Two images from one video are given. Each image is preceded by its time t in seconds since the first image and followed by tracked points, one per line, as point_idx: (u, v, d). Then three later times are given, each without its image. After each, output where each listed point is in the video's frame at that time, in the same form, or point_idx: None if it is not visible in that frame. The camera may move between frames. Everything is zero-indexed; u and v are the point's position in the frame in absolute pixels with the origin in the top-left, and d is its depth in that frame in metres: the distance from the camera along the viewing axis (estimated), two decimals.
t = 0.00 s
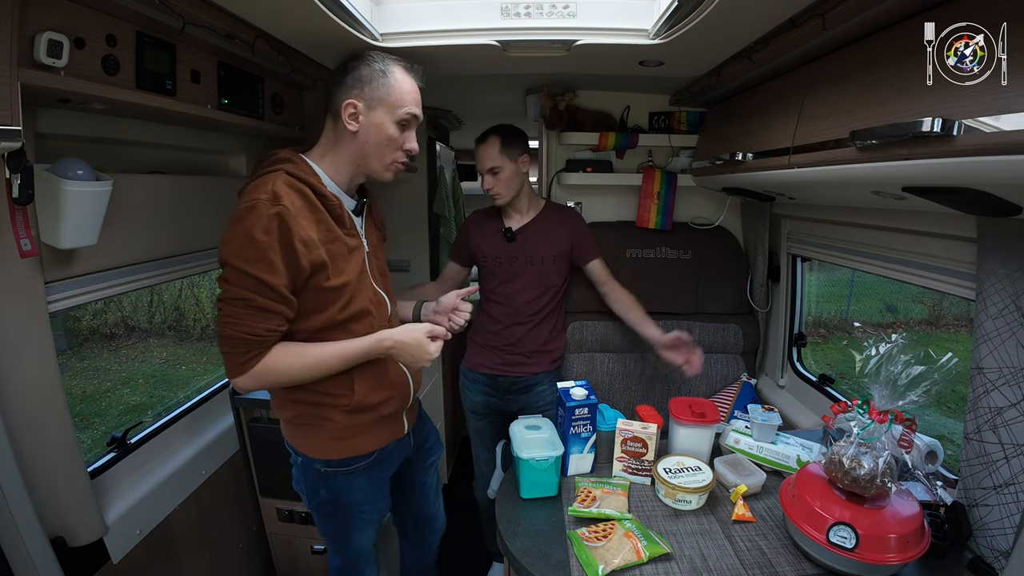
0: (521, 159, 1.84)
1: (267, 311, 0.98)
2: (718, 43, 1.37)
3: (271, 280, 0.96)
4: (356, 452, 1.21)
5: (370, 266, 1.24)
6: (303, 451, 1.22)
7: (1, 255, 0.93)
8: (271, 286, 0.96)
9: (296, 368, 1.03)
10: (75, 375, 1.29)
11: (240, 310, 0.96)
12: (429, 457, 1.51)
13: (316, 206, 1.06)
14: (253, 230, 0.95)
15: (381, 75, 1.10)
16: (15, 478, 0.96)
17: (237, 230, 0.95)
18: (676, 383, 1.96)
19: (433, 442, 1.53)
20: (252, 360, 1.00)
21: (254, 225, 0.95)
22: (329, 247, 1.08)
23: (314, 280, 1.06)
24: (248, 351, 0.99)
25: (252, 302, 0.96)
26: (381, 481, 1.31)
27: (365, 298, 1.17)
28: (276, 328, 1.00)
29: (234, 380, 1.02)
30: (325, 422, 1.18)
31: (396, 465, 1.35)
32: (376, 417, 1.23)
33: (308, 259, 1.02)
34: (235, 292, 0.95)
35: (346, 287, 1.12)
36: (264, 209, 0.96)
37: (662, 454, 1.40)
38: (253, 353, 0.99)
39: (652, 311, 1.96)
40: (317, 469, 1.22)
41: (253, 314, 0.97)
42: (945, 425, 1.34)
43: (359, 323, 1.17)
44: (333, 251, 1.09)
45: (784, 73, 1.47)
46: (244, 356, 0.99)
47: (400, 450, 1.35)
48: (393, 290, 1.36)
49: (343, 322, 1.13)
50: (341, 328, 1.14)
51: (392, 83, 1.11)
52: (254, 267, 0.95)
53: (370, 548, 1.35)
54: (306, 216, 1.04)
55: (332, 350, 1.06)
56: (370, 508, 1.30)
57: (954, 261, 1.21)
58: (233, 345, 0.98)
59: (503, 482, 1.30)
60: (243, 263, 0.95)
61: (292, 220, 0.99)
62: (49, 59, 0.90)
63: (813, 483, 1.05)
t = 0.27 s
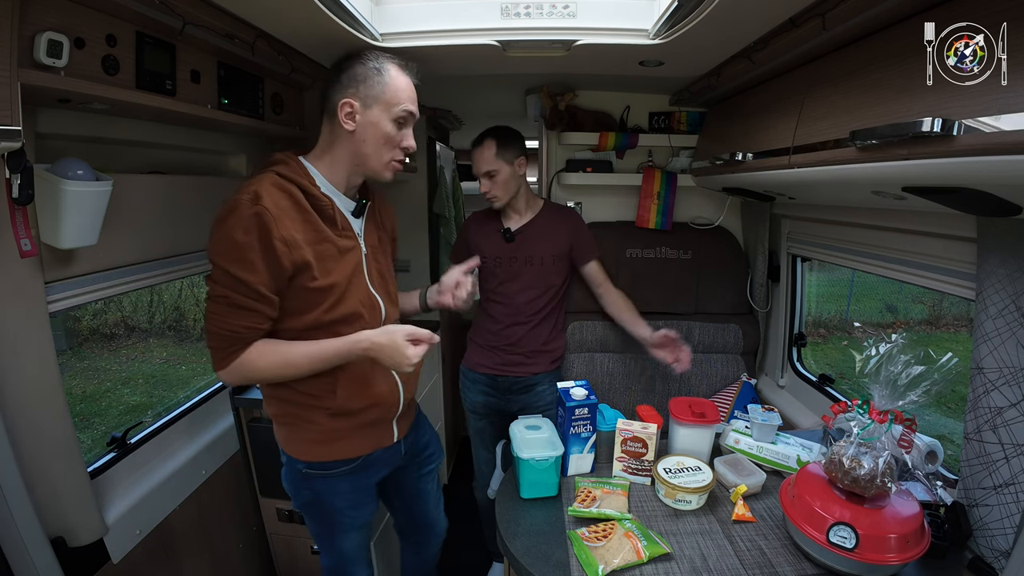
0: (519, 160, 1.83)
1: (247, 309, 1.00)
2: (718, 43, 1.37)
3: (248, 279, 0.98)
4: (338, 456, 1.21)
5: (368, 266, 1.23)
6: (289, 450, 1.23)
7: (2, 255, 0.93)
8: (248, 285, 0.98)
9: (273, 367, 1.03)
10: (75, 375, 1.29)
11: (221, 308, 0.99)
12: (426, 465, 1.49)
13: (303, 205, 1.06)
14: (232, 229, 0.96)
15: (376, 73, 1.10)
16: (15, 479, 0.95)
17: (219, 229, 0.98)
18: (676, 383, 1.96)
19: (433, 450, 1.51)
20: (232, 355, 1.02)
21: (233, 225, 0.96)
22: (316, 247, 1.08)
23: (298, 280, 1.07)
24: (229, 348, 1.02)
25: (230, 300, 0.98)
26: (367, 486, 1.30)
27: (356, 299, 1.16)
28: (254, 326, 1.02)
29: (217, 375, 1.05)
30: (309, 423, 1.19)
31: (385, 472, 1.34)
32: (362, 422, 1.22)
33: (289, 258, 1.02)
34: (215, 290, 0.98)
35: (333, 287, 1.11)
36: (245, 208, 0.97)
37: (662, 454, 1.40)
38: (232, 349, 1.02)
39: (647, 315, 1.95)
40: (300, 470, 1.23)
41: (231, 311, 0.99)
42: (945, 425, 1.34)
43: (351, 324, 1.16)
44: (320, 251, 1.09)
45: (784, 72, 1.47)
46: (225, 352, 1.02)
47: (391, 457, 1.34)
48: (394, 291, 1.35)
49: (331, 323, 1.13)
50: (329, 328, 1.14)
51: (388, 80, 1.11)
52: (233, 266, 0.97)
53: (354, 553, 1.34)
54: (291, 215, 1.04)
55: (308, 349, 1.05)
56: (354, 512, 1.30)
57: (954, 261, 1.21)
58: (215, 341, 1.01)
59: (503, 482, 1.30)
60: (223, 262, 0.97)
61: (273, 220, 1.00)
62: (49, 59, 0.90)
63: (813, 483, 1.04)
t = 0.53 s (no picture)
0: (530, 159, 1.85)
1: (238, 306, 1.01)
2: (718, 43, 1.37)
3: (240, 275, 0.98)
4: (330, 458, 1.21)
5: (367, 268, 1.22)
6: (281, 449, 1.23)
7: (2, 255, 0.93)
8: (240, 281, 0.98)
9: (263, 364, 1.03)
10: (75, 375, 1.29)
11: (212, 303, 1.00)
12: (423, 469, 1.49)
13: (300, 203, 1.06)
14: (225, 225, 0.97)
15: (389, 79, 1.11)
16: (15, 479, 0.95)
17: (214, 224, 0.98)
18: (676, 383, 1.96)
19: (430, 454, 1.51)
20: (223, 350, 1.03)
21: (227, 221, 0.97)
22: (313, 246, 1.08)
23: (293, 278, 1.07)
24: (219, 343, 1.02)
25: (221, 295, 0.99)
26: (360, 489, 1.30)
27: (351, 300, 1.16)
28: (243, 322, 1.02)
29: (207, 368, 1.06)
30: (301, 424, 1.19)
31: (380, 474, 1.33)
32: (353, 425, 1.22)
33: (282, 256, 1.02)
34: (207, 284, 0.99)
35: (328, 287, 1.10)
36: (240, 205, 0.97)
37: (662, 454, 1.40)
38: (222, 344, 1.02)
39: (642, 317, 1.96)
40: (293, 471, 1.24)
41: (223, 306, 1.00)
42: (945, 425, 1.34)
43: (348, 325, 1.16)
44: (316, 250, 1.09)
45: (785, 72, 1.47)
46: (215, 346, 1.02)
47: (386, 461, 1.33)
48: (392, 292, 1.35)
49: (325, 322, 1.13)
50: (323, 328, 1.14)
51: (399, 86, 1.12)
52: (225, 262, 0.97)
53: (348, 556, 1.34)
54: (288, 213, 1.04)
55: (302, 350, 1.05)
56: (347, 514, 1.30)
57: (954, 261, 1.21)
58: (204, 335, 1.02)
59: (503, 482, 1.30)
60: (216, 257, 0.97)
61: (268, 218, 1.00)
62: (49, 59, 0.90)
63: (813, 483, 1.05)
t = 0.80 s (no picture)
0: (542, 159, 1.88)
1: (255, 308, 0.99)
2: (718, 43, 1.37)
3: (260, 277, 0.97)
4: (336, 459, 1.21)
5: (371, 270, 1.24)
6: (286, 452, 1.23)
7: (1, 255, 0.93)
8: (260, 283, 0.97)
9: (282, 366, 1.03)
10: (75, 375, 1.29)
11: (228, 306, 0.97)
12: (422, 466, 1.49)
13: (315, 205, 1.06)
14: (245, 226, 0.96)
15: (382, 75, 1.10)
16: (15, 479, 0.95)
17: (231, 225, 0.96)
18: (676, 383, 1.96)
19: (429, 451, 1.52)
20: (238, 354, 1.01)
21: (247, 223, 0.96)
22: (326, 247, 1.09)
23: (308, 279, 1.07)
24: (235, 346, 1.00)
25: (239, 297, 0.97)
26: (363, 488, 1.31)
27: (360, 302, 1.17)
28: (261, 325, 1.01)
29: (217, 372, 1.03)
30: (307, 426, 1.18)
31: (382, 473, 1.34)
32: (360, 425, 1.22)
33: (301, 258, 1.02)
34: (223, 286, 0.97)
35: (340, 289, 1.11)
36: (260, 206, 0.97)
37: (662, 454, 1.40)
38: (237, 347, 1.00)
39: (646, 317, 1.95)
40: (298, 473, 1.23)
41: (240, 309, 0.98)
42: (945, 425, 1.34)
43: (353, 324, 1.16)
44: (329, 252, 1.09)
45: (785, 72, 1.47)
46: (230, 349, 1.00)
47: (388, 459, 1.34)
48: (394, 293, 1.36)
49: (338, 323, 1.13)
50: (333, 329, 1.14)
51: (393, 82, 1.11)
52: (245, 264, 0.96)
53: (352, 555, 1.35)
54: (303, 215, 1.05)
55: (316, 351, 1.05)
56: (351, 514, 1.30)
57: (954, 261, 1.21)
58: (218, 338, 0.99)
59: (503, 482, 1.30)
60: (234, 259, 0.95)
61: (286, 219, 1.00)
62: (49, 59, 0.90)
63: (813, 483, 1.04)
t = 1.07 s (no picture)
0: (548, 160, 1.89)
1: (261, 312, 0.99)
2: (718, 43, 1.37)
3: (267, 281, 0.97)
4: (342, 458, 1.21)
5: (374, 269, 1.24)
6: (290, 452, 1.22)
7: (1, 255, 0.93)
8: (267, 287, 0.97)
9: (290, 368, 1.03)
10: (75, 375, 1.29)
11: (236, 310, 0.98)
12: (423, 463, 1.50)
13: (319, 207, 1.06)
14: (251, 230, 0.95)
15: (374, 70, 1.09)
16: (15, 479, 0.95)
17: (237, 229, 0.96)
18: (676, 383, 1.96)
19: (429, 449, 1.52)
20: (247, 357, 1.01)
21: (253, 226, 0.96)
22: (331, 249, 1.09)
23: (313, 282, 1.07)
24: (244, 350, 1.01)
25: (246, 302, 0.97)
26: (368, 487, 1.32)
27: (364, 302, 1.17)
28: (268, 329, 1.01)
29: (225, 376, 1.04)
30: (314, 427, 1.18)
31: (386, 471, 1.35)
32: (365, 425, 1.22)
33: (307, 261, 1.02)
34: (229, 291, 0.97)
35: (345, 290, 1.11)
36: (265, 210, 0.96)
37: (662, 454, 1.40)
38: (246, 351, 1.01)
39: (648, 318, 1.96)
40: (305, 473, 1.23)
41: (248, 313, 0.98)
42: (945, 425, 1.34)
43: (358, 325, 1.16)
44: (334, 253, 1.09)
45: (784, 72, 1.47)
46: (238, 353, 1.01)
47: (392, 458, 1.35)
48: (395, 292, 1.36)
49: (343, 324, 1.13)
50: (338, 330, 1.14)
51: (385, 76, 1.10)
52: (252, 268, 0.96)
53: (356, 554, 1.35)
54: (308, 217, 1.04)
55: (325, 353, 1.06)
56: (356, 513, 1.31)
57: (954, 261, 1.21)
58: (227, 342, 1.00)
59: (503, 482, 1.30)
60: (241, 263, 0.95)
61: (292, 222, 0.99)
62: (49, 59, 0.90)
63: (813, 483, 1.04)
